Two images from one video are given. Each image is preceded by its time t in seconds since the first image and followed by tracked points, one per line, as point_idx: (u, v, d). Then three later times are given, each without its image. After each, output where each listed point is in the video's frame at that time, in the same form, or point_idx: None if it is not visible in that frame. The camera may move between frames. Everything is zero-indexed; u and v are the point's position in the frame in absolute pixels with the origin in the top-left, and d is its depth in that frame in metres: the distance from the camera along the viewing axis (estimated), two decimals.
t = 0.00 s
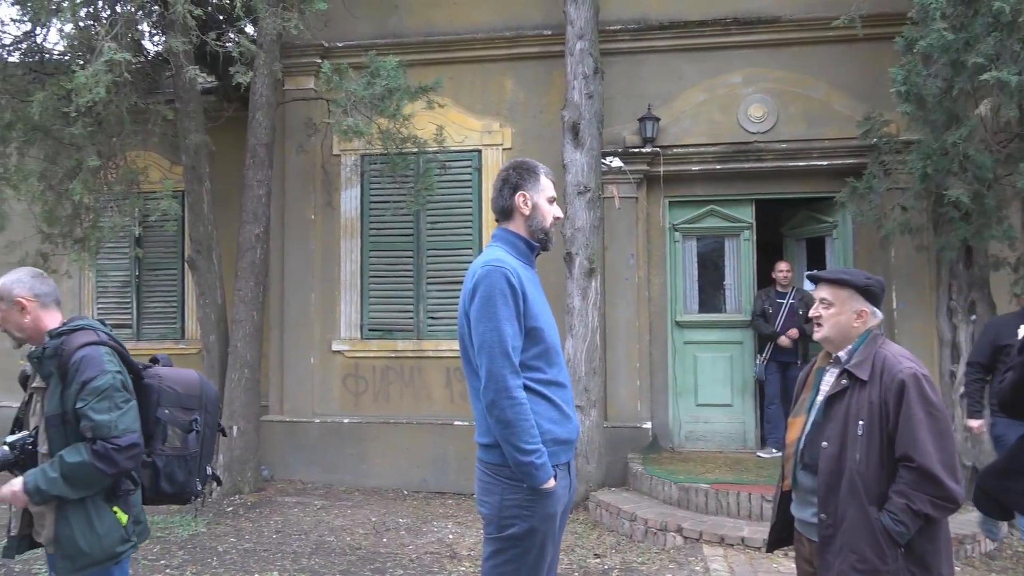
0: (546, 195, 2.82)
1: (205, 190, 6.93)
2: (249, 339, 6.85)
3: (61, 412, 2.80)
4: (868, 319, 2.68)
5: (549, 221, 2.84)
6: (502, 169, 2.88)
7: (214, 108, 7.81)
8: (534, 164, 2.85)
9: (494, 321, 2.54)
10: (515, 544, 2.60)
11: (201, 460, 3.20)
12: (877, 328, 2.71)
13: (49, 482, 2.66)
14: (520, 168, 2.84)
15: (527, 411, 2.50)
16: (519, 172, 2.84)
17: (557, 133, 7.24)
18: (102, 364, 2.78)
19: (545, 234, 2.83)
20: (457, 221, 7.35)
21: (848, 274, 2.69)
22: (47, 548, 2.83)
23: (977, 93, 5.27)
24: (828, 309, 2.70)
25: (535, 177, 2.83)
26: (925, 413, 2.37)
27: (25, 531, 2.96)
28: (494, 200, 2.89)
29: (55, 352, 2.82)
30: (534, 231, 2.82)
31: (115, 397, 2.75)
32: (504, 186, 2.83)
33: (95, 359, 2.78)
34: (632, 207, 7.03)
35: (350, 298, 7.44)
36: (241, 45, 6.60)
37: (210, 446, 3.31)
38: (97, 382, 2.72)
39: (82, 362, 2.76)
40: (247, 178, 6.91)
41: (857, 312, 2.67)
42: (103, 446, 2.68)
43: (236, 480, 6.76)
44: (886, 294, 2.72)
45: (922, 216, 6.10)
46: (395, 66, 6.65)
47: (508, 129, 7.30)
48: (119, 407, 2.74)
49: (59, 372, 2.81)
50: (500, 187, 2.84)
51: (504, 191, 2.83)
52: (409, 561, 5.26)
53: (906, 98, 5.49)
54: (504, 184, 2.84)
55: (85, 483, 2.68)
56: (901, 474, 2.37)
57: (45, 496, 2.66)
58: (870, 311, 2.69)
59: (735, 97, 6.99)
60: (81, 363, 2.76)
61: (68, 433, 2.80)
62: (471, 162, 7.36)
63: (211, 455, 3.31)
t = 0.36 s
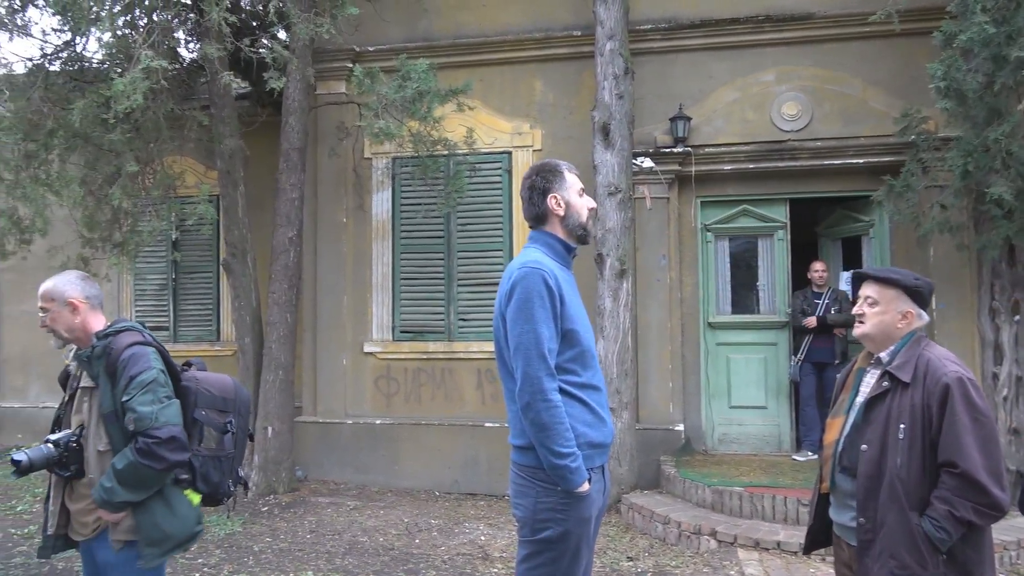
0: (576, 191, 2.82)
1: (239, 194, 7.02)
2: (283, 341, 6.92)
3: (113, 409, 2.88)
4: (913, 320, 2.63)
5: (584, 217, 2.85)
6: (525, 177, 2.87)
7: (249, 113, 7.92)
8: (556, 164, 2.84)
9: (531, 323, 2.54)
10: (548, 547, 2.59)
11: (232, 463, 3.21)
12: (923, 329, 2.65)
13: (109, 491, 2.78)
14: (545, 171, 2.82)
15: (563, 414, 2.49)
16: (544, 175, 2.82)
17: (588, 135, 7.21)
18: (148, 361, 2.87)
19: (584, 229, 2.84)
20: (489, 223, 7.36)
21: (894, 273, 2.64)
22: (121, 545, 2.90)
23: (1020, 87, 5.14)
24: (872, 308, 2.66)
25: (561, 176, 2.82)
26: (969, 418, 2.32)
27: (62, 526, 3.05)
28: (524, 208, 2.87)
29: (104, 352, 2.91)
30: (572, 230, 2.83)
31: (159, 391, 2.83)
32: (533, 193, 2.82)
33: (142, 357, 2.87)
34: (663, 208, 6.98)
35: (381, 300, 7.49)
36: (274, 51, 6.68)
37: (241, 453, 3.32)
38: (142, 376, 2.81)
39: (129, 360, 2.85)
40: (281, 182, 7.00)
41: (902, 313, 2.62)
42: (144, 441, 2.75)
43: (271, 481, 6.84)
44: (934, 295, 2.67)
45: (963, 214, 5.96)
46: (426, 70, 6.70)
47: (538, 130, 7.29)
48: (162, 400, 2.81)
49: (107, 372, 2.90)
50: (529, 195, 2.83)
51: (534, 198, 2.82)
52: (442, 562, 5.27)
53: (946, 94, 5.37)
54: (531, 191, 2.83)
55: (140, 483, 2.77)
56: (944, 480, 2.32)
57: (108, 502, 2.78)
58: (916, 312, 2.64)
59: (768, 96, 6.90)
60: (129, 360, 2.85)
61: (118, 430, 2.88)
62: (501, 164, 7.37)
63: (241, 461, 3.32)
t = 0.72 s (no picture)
0: (612, 191, 2.82)
1: (282, 199, 7.13)
2: (325, 343, 7.01)
3: (169, 401, 2.97)
4: (967, 319, 2.56)
5: (622, 218, 2.83)
6: (563, 177, 2.87)
7: (290, 120, 8.05)
8: (593, 165, 2.85)
9: (575, 327, 2.53)
10: (600, 550, 2.59)
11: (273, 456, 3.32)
12: (978, 328, 2.58)
13: (172, 482, 2.86)
14: (581, 173, 2.83)
15: (610, 417, 2.48)
16: (581, 176, 2.83)
17: (626, 135, 7.16)
18: (197, 355, 3.00)
19: (622, 231, 2.81)
20: (527, 225, 7.35)
21: (947, 271, 2.57)
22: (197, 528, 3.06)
23: None
24: (924, 307, 2.59)
25: (597, 177, 2.82)
26: None
27: (112, 529, 3.11)
28: (562, 210, 2.88)
29: (150, 351, 3.01)
30: (610, 232, 2.80)
31: (214, 381, 2.96)
32: (570, 195, 2.82)
33: (192, 352, 2.99)
34: (703, 207, 6.91)
35: (421, 303, 7.54)
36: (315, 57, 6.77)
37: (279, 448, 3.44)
38: (197, 369, 2.93)
39: (180, 353, 2.97)
40: (322, 187, 7.08)
41: (955, 311, 2.55)
42: (206, 428, 2.86)
43: (314, 481, 6.93)
44: (989, 293, 2.59)
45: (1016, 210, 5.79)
46: (464, 73, 6.74)
47: (576, 131, 7.27)
48: (218, 390, 2.94)
49: (156, 369, 2.99)
50: (566, 197, 2.83)
51: (572, 200, 2.82)
52: (483, 563, 5.28)
53: (997, 87, 5.22)
54: (568, 193, 2.82)
55: (203, 470, 2.87)
56: (1001, 485, 2.26)
57: (168, 488, 2.87)
58: (971, 310, 2.57)
59: (810, 92, 6.78)
60: (180, 354, 2.97)
61: (173, 422, 2.97)
62: (539, 166, 7.36)
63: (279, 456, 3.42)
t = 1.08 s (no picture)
0: (653, 190, 2.83)
1: (320, 203, 7.20)
2: (362, 345, 7.06)
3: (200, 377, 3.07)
4: (1019, 318, 2.50)
5: (664, 216, 2.83)
6: (602, 181, 2.88)
7: (327, 124, 8.14)
8: (632, 167, 2.86)
9: (614, 329, 2.51)
10: (643, 554, 2.57)
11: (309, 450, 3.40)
12: None
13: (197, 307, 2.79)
14: (622, 173, 2.84)
15: (651, 419, 2.46)
16: (622, 177, 2.84)
17: (662, 135, 7.10)
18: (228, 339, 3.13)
19: (664, 228, 2.81)
20: (562, 226, 7.33)
21: (993, 269, 2.52)
22: (195, 526, 3.01)
23: None
24: (973, 308, 2.53)
25: (638, 178, 2.84)
26: None
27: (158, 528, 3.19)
28: (602, 212, 2.86)
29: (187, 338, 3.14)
30: (653, 229, 2.80)
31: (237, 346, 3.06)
32: (613, 193, 2.81)
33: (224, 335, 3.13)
34: (741, 207, 6.82)
35: (457, 305, 7.56)
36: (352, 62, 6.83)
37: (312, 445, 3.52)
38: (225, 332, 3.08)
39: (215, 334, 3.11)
40: (359, 190, 7.15)
41: (1006, 311, 2.50)
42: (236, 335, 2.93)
43: (352, 482, 6.99)
44: None
45: None
46: (499, 75, 6.75)
47: (611, 132, 7.23)
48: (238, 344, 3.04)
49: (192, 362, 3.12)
50: (607, 196, 2.82)
51: (614, 198, 2.81)
52: (520, 565, 5.27)
53: None
54: (610, 192, 2.82)
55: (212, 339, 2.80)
56: None
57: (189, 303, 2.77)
58: (1022, 308, 2.51)
59: (851, 89, 6.65)
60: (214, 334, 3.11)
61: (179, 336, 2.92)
62: (574, 167, 7.32)
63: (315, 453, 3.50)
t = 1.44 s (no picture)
0: (683, 191, 2.80)
1: (347, 206, 7.25)
2: (389, 347, 7.10)
3: (226, 398, 3.08)
4: None
5: (693, 217, 2.80)
6: (633, 180, 2.88)
7: (353, 128, 8.20)
8: (664, 167, 2.84)
9: (649, 325, 2.49)
10: (670, 554, 2.54)
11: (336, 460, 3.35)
12: None
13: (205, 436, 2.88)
14: (653, 173, 2.82)
15: (683, 418, 2.44)
16: (651, 177, 2.82)
17: (688, 135, 7.04)
18: (259, 351, 3.08)
19: (692, 229, 2.78)
20: (589, 227, 7.31)
21: None
22: (223, 534, 3.06)
23: None
24: (1010, 310, 2.49)
25: (668, 178, 2.81)
26: None
27: (181, 528, 3.23)
28: (631, 211, 2.87)
29: (220, 350, 3.13)
30: (683, 230, 2.78)
31: (273, 371, 3.04)
32: (641, 193, 2.81)
33: (253, 349, 3.08)
34: (770, 207, 6.74)
35: (483, 307, 7.57)
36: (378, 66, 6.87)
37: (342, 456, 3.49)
38: (265, 359, 3.05)
39: (242, 352, 3.06)
40: (385, 193, 7.18)
41: None
42: (264, 400, 2.91)
43: (379, 483, 7.02)
44: None
45: None
46: (524, 76, 6.75)
47: (637, 132, 7.18)
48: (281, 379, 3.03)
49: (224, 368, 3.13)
50: (636, 196, 2.82)
51: (642, 198, 2.81)
52: (548, 568, 5.26)
53: None
54: (639, 191, 2.82)
55: (239, 437, 2.88)
56: None
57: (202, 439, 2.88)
58: None
59: (882, 86, 6.55)
60: (243, 351, 3.07)
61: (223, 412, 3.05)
62: (599, 168, 7.30)
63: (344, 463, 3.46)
